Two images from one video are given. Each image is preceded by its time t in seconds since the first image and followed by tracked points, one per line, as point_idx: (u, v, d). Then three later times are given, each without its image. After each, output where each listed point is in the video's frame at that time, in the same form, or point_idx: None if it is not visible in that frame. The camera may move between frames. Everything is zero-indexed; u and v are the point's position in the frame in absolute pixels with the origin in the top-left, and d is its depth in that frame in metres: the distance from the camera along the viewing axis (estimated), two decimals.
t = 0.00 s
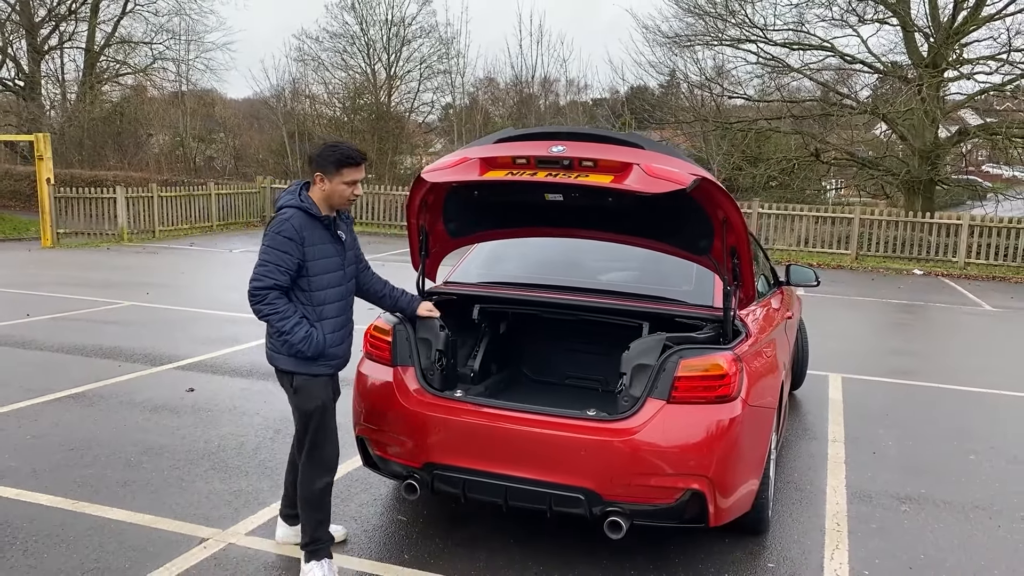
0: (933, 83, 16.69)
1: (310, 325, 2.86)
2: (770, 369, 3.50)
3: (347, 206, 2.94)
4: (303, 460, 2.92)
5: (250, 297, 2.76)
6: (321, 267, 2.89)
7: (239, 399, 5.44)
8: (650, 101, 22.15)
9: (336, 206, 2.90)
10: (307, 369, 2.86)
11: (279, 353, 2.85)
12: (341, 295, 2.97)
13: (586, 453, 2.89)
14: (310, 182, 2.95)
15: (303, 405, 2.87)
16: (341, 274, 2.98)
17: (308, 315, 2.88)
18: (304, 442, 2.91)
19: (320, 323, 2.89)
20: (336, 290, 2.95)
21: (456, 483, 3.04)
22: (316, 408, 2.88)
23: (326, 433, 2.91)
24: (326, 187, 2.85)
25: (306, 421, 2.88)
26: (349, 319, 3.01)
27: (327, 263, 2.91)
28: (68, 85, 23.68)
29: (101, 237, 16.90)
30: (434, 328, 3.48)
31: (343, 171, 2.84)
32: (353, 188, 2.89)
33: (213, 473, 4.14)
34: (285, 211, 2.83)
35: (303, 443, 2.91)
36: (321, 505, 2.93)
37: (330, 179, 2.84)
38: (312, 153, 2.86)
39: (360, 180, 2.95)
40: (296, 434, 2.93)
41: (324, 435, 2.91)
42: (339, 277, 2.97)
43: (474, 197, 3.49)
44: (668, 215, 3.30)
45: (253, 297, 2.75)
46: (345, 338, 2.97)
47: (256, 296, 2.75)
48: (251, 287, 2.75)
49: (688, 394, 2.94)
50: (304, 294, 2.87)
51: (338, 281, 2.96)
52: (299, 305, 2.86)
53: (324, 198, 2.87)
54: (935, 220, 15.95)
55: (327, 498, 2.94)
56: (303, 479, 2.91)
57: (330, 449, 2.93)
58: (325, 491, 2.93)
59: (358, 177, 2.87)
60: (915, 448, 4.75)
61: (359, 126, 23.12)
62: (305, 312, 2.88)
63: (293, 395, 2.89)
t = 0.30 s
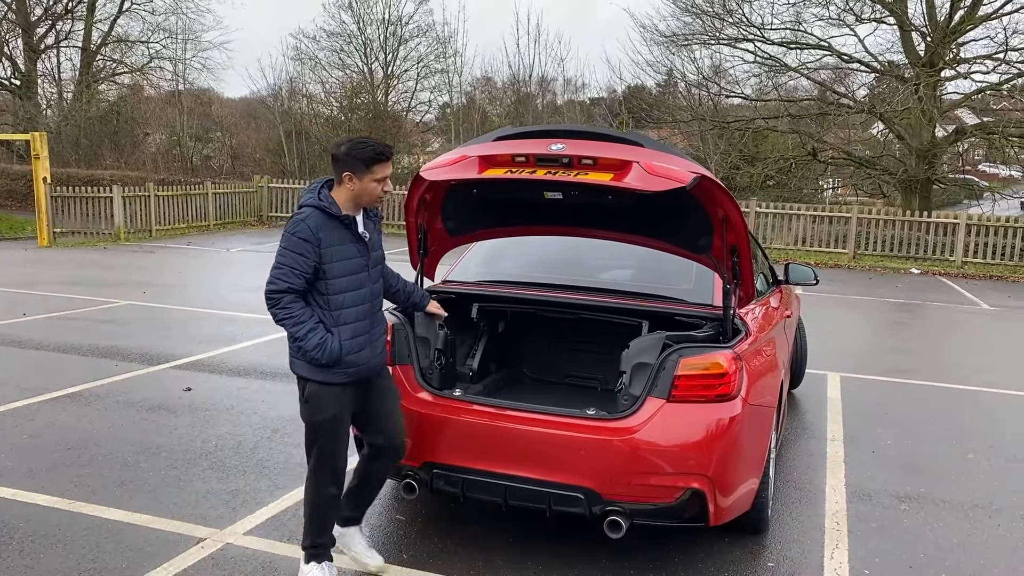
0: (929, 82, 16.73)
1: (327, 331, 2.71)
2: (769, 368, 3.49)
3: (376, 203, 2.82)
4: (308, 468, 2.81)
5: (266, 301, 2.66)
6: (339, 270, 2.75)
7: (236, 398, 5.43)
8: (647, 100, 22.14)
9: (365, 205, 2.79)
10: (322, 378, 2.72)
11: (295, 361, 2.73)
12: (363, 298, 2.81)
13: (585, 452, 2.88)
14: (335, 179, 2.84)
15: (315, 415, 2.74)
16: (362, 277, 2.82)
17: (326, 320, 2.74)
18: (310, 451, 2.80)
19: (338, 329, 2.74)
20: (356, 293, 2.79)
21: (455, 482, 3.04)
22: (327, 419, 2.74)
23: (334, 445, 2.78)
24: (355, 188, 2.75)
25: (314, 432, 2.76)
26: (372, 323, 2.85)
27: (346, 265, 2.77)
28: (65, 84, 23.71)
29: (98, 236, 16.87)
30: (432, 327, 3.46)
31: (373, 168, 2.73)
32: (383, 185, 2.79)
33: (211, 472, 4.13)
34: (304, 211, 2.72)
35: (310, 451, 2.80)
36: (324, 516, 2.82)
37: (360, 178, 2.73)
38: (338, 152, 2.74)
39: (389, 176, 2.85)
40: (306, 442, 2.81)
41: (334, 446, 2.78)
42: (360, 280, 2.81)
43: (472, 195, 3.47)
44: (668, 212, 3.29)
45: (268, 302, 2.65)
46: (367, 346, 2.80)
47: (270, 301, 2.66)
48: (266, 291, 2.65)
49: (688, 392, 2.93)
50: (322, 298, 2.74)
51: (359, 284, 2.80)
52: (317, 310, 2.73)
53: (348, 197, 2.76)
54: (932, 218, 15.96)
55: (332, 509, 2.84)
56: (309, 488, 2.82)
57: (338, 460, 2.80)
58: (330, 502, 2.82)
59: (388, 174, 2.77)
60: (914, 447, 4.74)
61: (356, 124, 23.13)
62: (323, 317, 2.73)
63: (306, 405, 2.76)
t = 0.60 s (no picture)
0: (923, 81, 16.77)
1: (368, 347, 2.64)
2: (768, 370, 3.47)
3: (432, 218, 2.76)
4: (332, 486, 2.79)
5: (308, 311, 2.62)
6: (385, 283, 2.67)
7: (231, 400, 5.38)
8: (642, 99, 22.15)
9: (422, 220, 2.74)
10: (361, 395, 2.65)
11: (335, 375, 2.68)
12: (409, 315, 2.72)
13: (584, 454, 2.85)
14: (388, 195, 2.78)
15: (350, 434, 2.68)
16: (410, 294, 2.73)
17: (368, 335, 2.67)
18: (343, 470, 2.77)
19: (379, 344, 2.66)
20: (403, 309, 2.71)
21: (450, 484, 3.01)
22: (362, 439, 2.67)
23: (363, 466, 2.72)
24: (413, 202, 2.69)
25: (348, 452, 2.72)
26: (417, 341, 2.75)
27: (393, 279, 2.69)
28: (57, 82, 24.03)
29: (92, 236, 16.79)
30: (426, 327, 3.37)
31: (434, 182, 2.67)
32: (441, 199, 2.73)
33: (206, 475, 4.09)
34: (354, 221, 2.67)
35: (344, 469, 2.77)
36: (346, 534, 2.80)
37: (420, 193, 2.68)
38: (394, 165, 2.67)
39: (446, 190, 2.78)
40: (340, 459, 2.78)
41: (364, 466, 2.72)
42: (407, 296, 2.72)
43: (469, 195, 3.44)
44: (667, 212, 3.27)
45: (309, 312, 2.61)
46: (409, 365, 2.71)
47: (313, 311, 2.61)
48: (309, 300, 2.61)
49: (688, 394, 2.90)
50: (366, 311, 2.66)
51: (405, 299, 2.71)
52: (359, 323, 2.66)
53: (403, 210, 2.70)
54: (927, 217, 15.97)
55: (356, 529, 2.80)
56: (332, 503, 2.78)
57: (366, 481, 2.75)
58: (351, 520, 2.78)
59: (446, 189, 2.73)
60: (913, 447, 4.72)
61: (350, 124, 23.12)
62: (365, 332, 2.67)
63: (343, 422, 2.70)
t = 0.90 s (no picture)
0: (916, 80, 16.79)
1: (433, 339, 2.55)
2: (770, 373, 3.41)
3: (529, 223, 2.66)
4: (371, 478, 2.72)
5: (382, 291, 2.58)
6: (465, 279, 2.58)
7: (224, 403, 5.30)
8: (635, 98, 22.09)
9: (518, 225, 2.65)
10: (414, 386, 2.57)
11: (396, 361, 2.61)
12: (481, 316, 2.61)
13: (585, 460, 2.79)
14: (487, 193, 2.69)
15: (399, 424, 2.60)
16: (487, 294, 2.62)
17: (435, 327, 2.58)
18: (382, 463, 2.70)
19: (444, 338, 2.56)
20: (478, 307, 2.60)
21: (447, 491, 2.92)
22: (409, 432, 2.59)
23: (403, 463, 2.64)
24: (515, 206, 2.60)
25: (391, 446, 2.65)
26: (484, 345, 2.63)
27: (473, 275, 2.59)
28: (48, 81, 23.82)
29: (83, 235, 16.62)
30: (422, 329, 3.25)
31: (539, 188, 2.58)
32: (542, 207, 2.64)
33: (198, 480, 4.01)
34: (448, 210, 2.62)
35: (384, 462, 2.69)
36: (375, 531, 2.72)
37: (523, 198, 2.58)
38: (501, 165, 2.59)
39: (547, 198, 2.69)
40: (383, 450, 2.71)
41: (403, 464, 2.64)
42: (484, 296, 2.61)
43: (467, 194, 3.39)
44: (666, 212, 3.22)
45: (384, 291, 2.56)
46: (471, 367, 2.59)
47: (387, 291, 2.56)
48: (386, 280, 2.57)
49: (690, 398, 2.84)
50: (439, 303, 2.58)
51: (481, 298, 2.61)
52: (430, 314, 2.58)
53: (502, 210, 2.60)
54: (920, 216, 15.98)
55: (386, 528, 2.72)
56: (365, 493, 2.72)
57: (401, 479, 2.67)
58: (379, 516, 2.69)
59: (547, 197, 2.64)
60: (914, 449, 4.68)
61: (343, 122, 23.09)
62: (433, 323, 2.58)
63: (394, 413, 2.63)
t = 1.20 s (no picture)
0: (907, 78, 16.82)
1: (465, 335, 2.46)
2: (776, 375, 3.32)
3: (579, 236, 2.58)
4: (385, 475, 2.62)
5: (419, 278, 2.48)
6: (507, 279, 2.50)
7: (215, 405, 5.19)
8: (627, 97, 22.03)
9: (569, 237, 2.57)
10: (438, 381, 2.46)
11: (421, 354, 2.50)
12: (517, 320, 2.52)
13: (589, 465, 2.71)
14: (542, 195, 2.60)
15: (417, 421, 2.49)
16: (527, 299, 2.54)
17: (468, 324, 2.48)
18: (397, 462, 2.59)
19: (476, 337, 2.47)
20: (517, 310, 2.51)
21: (447, 498, 2.84)
22: (428, 430, 2.49)
23: (418, 462, 2.53)
24: (571, 219, 2.51)
25: (407, 443, 2.54)
26: (515, 350, 2.53)
27: (516, 277, 2.51)
28: (36, 79, 23.56)
29: (71, 234, 16.38)
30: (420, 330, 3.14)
31: (601, 205, 2.49)
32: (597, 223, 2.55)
33: (188, 485, 3.90)
34: (500, 206, 2.54)
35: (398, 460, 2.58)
36: (385, 535, 2.60)
37: (581, 212, 2.50)
38: (566, 172, 2.49)
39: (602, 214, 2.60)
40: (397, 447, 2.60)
41: (418, 463, 2.54)
42: (523, 300, 2.53)
43: (466, 190, 3.30)
44: (671, 209, 3.13)
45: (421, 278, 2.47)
46: (500, 370, 2.50)
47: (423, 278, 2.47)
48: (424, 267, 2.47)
49: (698, 401, 2.77)
50: (475, 299, 2.49)
51: (520, 302, 2.52)
52: (465, 310, 2.48)
53: (556, 219, 2.52)
54: (912, 213, 15.98)
55: (397, 532, 2.61)
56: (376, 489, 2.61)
57: (417, 481, 2.56)
58: (385, 517, 2.58)
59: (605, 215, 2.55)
60: (917, 450, 4.62)
61: (333, 120, 23.13)
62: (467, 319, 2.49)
63: (414, 408, 2.52)
